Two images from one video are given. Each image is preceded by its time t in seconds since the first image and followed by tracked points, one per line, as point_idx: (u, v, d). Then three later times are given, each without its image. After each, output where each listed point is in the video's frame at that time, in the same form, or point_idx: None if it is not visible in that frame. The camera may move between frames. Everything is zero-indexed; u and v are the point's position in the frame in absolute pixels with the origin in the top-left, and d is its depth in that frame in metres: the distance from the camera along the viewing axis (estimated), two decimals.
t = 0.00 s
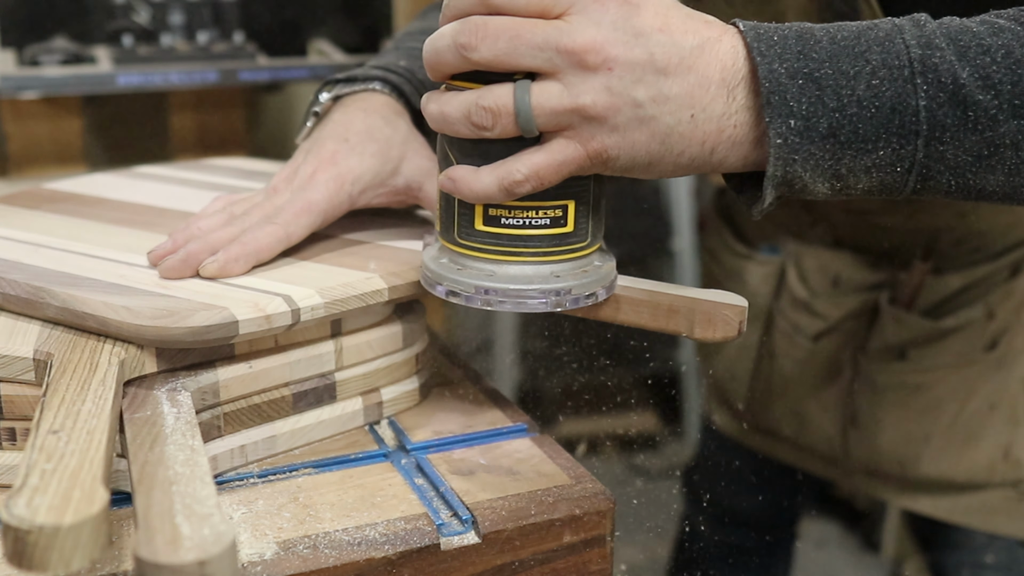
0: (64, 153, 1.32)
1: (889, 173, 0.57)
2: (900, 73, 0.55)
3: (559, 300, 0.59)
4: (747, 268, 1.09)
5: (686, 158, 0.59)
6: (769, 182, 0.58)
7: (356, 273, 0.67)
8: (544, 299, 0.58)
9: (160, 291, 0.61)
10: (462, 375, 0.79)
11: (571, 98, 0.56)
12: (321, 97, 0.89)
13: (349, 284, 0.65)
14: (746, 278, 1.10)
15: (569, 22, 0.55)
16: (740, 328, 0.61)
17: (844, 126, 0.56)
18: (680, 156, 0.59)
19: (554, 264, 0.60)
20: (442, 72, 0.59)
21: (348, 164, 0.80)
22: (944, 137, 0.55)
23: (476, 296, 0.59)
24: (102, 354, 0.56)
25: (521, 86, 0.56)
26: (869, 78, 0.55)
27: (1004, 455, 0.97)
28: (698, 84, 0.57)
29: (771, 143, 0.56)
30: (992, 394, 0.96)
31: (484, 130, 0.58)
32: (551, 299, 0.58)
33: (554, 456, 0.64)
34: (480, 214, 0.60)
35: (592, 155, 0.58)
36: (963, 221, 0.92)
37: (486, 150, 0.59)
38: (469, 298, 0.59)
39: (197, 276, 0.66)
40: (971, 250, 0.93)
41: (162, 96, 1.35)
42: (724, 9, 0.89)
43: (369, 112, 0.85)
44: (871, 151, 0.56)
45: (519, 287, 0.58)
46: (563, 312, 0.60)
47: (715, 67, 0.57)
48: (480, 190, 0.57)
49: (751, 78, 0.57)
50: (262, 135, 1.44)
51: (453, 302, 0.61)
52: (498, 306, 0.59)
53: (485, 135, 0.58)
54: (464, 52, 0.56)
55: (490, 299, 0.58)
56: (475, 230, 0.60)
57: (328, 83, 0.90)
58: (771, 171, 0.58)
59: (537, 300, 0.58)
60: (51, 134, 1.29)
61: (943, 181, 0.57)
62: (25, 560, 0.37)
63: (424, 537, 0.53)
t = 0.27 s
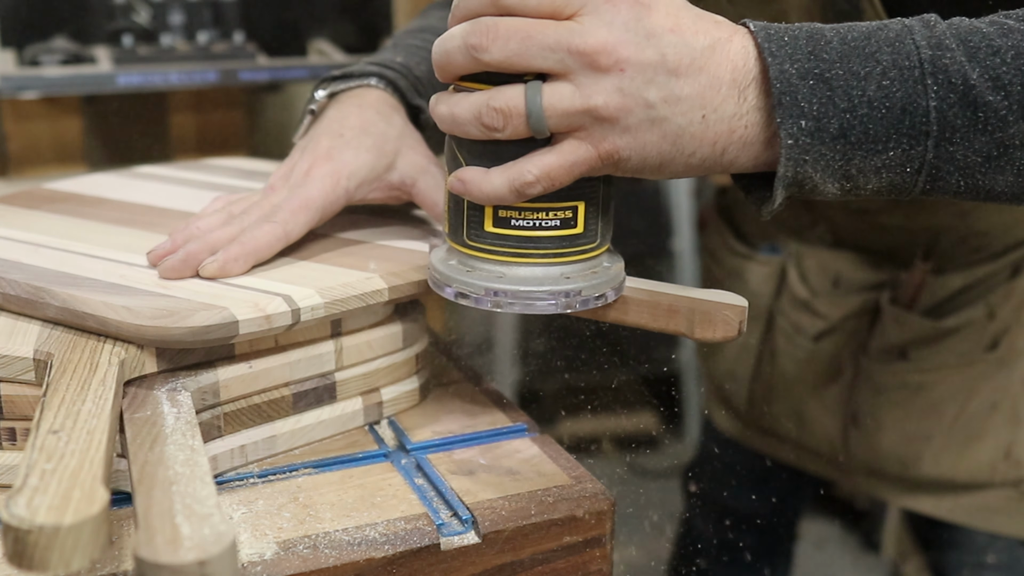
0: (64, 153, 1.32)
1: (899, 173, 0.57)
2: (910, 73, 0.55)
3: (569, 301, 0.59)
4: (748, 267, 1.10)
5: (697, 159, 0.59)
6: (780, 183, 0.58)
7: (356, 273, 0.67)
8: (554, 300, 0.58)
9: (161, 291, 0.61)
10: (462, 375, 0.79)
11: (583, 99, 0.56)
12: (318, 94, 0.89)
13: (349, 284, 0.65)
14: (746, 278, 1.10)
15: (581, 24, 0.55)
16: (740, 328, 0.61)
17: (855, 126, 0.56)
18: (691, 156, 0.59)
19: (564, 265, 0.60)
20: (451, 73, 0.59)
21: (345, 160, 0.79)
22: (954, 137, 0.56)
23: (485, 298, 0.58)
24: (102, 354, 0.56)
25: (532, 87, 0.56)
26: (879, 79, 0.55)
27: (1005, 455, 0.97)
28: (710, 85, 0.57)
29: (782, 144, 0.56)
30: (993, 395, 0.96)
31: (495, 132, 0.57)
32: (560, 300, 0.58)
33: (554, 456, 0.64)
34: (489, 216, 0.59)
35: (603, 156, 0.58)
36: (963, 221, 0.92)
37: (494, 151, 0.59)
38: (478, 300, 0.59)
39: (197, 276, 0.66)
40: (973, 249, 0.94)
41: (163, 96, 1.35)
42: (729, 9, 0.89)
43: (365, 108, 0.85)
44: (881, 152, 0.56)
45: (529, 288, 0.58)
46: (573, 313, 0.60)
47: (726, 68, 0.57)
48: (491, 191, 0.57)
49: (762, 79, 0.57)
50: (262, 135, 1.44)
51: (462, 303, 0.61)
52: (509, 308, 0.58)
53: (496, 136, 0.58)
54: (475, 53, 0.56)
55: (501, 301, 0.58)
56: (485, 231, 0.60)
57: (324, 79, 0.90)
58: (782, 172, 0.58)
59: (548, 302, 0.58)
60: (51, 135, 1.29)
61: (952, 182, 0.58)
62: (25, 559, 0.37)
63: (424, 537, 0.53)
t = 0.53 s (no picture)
0: (65, 153, 1.32)
1: (902, 174, 0.58)
2: (914, 74, 0.55)
3: (572, 301, 0.58)
4: (748, 268, 1.09)
5: (701, 159, 0.59)
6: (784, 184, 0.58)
7: (356, 273, 0.67)
8: (559, 300, 0.58)
9: (161, 290, 0.61)
10: (463, 375, 0.79)
11: (588, 99, 0.56)
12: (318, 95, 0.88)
13: (349, 284, 0.65)
14: (747, 279, 1.09)
15: (586, 23, 0.55)
16: (740, 328, 0.61)
17: (858, 127, 0.56)
18: (695, 157, 0.59)
19: (567, 265, 0.60)
20: (455, 72, 0.59)
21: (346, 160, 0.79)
22: (956, 139, 0.56)
23: (488, 298, 0.58)
24: (102, 354, 0.56)
25: (537, 87, 0.56)
26: (883, 80, 0.55)
27: (1005, 454, 0.97)
28: (714, 85, 0.57)
29: (786, 144, 0.56)
30: (994, 394, 0.95)
31: (499, 131, 0.57)
32: (565, 300, 0.58)
33: (554, 456, 0.64)
34: (493, 216, 0.59)
35: (608, 156, 0.58)
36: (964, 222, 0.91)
37: (498, 151, 0.59)
38: (481, 299, 0.58)
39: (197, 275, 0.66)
40: (972, 249, 0.92)
41: (163, 96, 1.35)
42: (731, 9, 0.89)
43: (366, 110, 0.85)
44: (885, 152, 0.56)
45: (533, 288, 0.58)
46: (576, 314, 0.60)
47: (730, 69, 0.57)
48: (494, 191, 0.57)
49: (766, 79, 0.57)
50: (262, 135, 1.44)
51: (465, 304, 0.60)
52: (513, 307, 0.58)
53: (500, 136, 0.58)
54: (479, 53, 0.56)
55: (504, 301, 0.58)
56: (488, 231, 0.60)
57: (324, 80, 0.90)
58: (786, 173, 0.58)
59: (553, 301, 0.58)
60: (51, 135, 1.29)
61: (954, 183, 0.58)
62: (25, 560, 0.37)
63: (424, 537, 0.53)
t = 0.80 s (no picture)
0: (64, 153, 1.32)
1: (901, 174, 0.58)
2: (912, 75, 0.55)
3: (572, 301, 0.58)
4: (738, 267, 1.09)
5: (701, 158, 0.60)
6: (783, 184, 0.58)
7: (355, 273, 0.67)
8: (559, 300, 0.58)
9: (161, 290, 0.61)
10: (463, 374, 0.79)
11: (588, 98, 0.56)
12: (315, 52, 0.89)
13: (349, 284, 0.65)
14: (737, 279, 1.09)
15: (587, 23, 0.55)
16: (740, 328, 0.61)
17: (857, 127, 0.56)
18: (695, 156, 0.59)
19: (567, 265, 0.60)
20: (454, 70, 0.59)
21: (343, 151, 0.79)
22: (955, 139, 0.56)
23: (489, 297, 0.58)
24: (102, 354, 0.56)
25: (537, 88, 0.56)
26: (882, 80, 0.55)
27: (999, 455, 0.99)
28: (714, 85, 0.57)
29: (786, 145, 0.56)
30: (984, 394, 0.98)
31: (499, 131, 0.57)
32: (564, 300, 0.58)
33: (554, 456, 0.64)
34: (493, 215, 0.59)
35: (607, 155, 0.58)
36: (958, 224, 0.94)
37: (497, 150, 0.59)
38: (482, 299, 0.58)
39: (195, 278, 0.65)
40: (964, 250, 0.95)
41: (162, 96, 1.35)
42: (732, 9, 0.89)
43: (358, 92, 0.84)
44: (884, 153, 0.57)
45: (534, 287, 0.58)
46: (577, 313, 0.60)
47: (731, 68, 0.57)
48: (494, 188, 0.57)
49: (766, 79, 0.57)
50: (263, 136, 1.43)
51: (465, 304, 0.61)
52: (514, 307, 0.58)
53: (500, 136, 0.57)
54: (480, 51, 0.56)
55: (505, 301, 0.58)
56: (489, 230, 0.60)
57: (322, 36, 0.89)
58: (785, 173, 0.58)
59: (553, 301, 0.58)
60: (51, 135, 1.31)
61: (953, 182, 0.58)
62: (25, 559, 0.37)
63: (424, 536, 0.53)
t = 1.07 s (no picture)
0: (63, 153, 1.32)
1: (904, 167, 0.58)
2: (913, 69, 0.55)
3: (575, 300, 0.58)
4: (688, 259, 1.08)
5: (705, 157, 0.60)
6: (791, 182, 0.58)
7: (356, 273, 0.68)
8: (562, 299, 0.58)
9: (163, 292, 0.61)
10: (463, 374, 0.79)
11: (593, 98, 0.56)
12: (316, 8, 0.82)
13: (351, 284, 0.65)
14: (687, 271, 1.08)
15: (592, 23, 0.55)
16: (741, 326, 0.61)
17: (861, 123, 0.56)
18: (699, 155, 0.60)
19: (570, 264, 0.60)
20: (458, 69, 0.58)
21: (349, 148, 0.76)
22: (957, 130, 0.56)
23: (493, 297, 0.58)
24: (101, 353, 0.56)
25: (541, 87, 0.55)
26: (883, 75, 0.55)
27: (951, 450, 0.96)
28: (719, 84, 0.57)
29: (792, 143, 0.56)
30: (935, 388, 0.96)
31: (503, 131, 0.57)
32: (567, 300, 0.58)
33: (554, 456, 0.64)
34: (497, 215, 0.59)
35: (612, 153, 0.58)
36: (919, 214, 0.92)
37: (500, 149, 0.59)
38: (486, 299, 0.58)
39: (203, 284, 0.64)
40: (922, 244, 0.93)
41: (162, 96, 1.36)
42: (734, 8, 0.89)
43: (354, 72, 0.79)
44: (887, 147, 0.57)
45: (539, 287, 0.58)
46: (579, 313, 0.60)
47: (734, 67, 0.57)
48: (498, 187, 0.57)
49: (768, 77, 0.57)
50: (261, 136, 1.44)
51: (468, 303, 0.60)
52: (518, 306, 0.58)
53: (505, 136, 0.57)
54: (485, 51, 0.55)
55: (508, 300, 0.58)
56: (492, 230, 0.59)
57: None
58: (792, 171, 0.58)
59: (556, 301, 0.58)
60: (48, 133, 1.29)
61: (955, 172, 0.58)
62: (26, 559, 0.37)
63: (423, 536, 0.53)
